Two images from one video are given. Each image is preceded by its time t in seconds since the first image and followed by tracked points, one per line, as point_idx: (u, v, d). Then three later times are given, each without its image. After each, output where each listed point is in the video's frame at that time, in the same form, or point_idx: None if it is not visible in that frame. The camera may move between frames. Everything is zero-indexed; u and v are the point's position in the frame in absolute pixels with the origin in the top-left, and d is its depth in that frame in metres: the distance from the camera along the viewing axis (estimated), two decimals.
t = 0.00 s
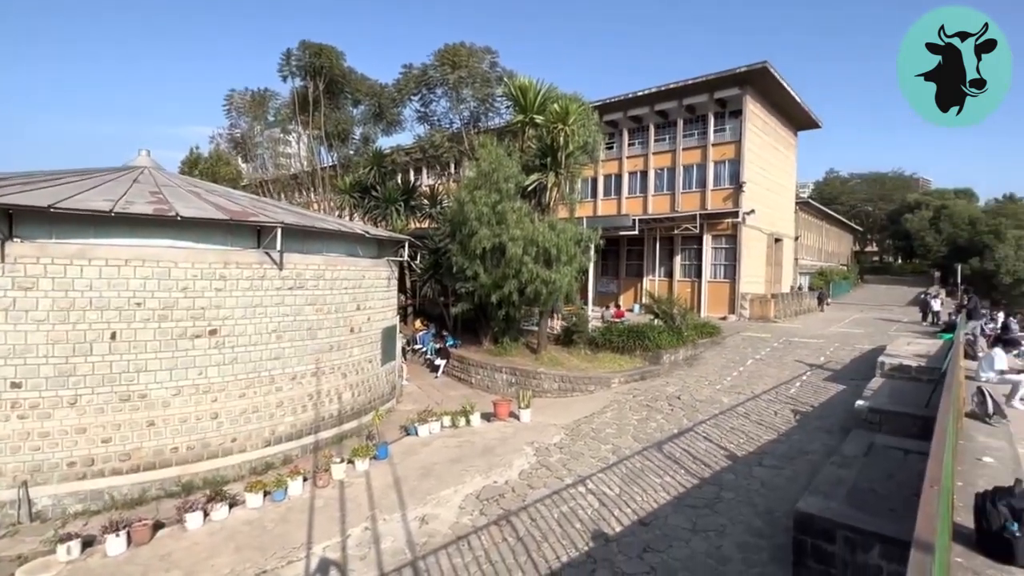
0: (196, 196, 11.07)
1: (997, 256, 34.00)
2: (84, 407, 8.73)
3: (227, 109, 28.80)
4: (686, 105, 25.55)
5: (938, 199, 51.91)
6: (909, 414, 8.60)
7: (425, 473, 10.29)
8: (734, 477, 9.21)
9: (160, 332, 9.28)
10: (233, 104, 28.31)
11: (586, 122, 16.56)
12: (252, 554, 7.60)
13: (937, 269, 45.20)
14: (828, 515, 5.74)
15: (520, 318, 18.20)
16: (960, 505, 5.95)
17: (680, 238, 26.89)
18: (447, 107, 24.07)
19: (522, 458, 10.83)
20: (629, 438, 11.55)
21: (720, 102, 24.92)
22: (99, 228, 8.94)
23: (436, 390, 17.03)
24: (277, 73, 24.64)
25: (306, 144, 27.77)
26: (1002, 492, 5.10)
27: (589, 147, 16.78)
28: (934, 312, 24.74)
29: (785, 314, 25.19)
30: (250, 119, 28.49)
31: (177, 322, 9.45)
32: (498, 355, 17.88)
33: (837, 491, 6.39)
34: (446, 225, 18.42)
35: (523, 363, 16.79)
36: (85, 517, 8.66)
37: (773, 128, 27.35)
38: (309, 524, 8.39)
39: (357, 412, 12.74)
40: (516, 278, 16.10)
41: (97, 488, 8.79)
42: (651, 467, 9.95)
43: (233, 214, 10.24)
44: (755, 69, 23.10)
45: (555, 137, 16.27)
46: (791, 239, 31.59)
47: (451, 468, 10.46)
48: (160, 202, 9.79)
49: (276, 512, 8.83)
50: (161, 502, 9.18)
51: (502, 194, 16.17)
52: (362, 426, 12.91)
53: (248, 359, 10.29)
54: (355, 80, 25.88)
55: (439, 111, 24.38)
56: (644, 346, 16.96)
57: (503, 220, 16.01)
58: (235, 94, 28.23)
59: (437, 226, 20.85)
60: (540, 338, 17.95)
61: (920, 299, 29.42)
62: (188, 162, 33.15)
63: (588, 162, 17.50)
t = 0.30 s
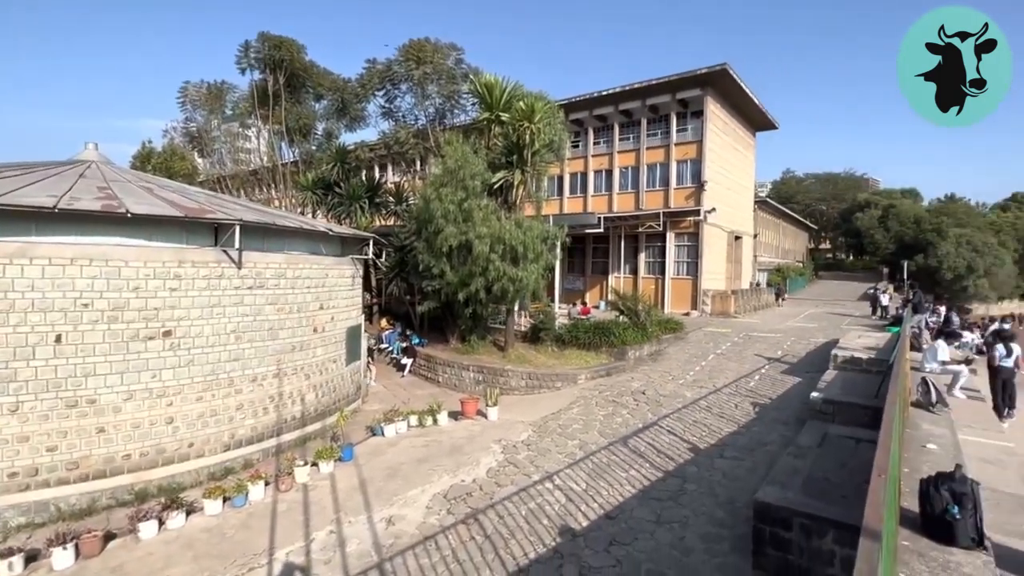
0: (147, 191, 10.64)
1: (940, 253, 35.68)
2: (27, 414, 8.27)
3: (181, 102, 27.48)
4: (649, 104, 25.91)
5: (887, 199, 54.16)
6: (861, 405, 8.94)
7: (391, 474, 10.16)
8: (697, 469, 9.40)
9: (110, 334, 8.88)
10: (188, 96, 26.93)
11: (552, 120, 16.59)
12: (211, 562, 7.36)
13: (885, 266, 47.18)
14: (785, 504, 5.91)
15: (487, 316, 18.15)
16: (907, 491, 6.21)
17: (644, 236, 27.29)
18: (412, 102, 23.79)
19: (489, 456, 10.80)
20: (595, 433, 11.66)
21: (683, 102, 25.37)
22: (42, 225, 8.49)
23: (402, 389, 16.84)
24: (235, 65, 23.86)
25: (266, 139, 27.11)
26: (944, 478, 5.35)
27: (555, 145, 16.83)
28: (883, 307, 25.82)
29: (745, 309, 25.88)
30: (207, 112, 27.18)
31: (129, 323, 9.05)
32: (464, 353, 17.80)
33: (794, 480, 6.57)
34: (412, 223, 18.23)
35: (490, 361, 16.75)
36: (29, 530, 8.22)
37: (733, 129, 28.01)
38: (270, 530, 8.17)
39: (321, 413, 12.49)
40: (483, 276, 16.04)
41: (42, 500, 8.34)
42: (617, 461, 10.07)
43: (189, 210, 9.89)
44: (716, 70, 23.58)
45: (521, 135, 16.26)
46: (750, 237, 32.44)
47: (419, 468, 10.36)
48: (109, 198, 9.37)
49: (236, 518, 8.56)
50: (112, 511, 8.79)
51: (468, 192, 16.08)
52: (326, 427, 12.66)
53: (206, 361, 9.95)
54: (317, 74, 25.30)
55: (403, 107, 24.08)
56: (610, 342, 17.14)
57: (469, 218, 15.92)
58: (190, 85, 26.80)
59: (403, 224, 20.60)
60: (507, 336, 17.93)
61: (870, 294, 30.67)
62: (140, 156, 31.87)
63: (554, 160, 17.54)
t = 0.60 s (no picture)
0: (85, 187, 10.06)
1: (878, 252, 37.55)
2: None
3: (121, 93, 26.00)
4: (607, 105, 26.25)
5: (829, 199, 56.61)
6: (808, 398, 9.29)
7: (349, 477, 9.94)
8: (654, 463, 9.56)
9: (43, 339, 8.33)
10: (127, 87, 25.47)
11: (511, 119, 16.55)
12: None
13: (828, 263, 49.36)
14: (738, 494, 6.07)
15: (446, 316, 18.00)
16: (849, 477, 6.49)
17: (602, 235, 27.63)
18: (369, 98, 23.33)
19: (450, 457, 10.70)
20: (556, 430, 11.72)
21: (638, 104, 25.82)
22: None
23: (361, 390, 16.52)
24: (180, 56, 22.83)
25: (215, 134, 26.11)
26: (882, 464, 5.59)
27: (514, 144, 16.82)
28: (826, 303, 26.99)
29: (699, 306, 26.58)
30: (149, 105, 25.83)
31: (64, 327, 8.52)
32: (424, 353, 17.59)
33: (746, 470, 6.77)
34: (369, 221, 17.89)
35: (450, 361, 16.60)
36: None
37: (687, 130, 28.70)
38: (221, 540, 7.85)
39: (275, 417, 12.11)
40: (443, 275, 15.89)
41: None
42: (577, 458, 10.14)
43: (131, 207, 9.40)
44: (671, 73, 24.08)
45: (480, 134, 16.16)
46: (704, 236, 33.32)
47: (378, 470, 10.17)
48: (41, 194, 8.80)
49: (184, 529, 8.18)
50: (47, 527, 8.26)
51: (427, 190, 15.88)
52: (281, 431, 12.28)
53: (150, 366, 9.48)
54: (268, 67, 24.49)
55: (360, 103, 23.61)
56: (569, 340, 17.24)
57: (428, 216, 15.73)
58: (130, 76, 25.39)
59: (360, 222, 20.20)
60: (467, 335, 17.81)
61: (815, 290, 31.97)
62: (76, 149, 30.14)
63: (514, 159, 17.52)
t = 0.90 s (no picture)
0: (17, 183, 9.46)
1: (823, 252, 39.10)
2: None
3: (58, 83, 24.48)
4: (567, 106, 26.46)
5: (779, 201, 58.66)
6: (761, 392, 9.60)
7: (308, 482, 9.68)
8: (615, 459, 9.67)
9: None
10: (65, 76, 24.02)
11: (472, 118, 16.44)
12: None
13: (778, 263, 51.17)
14: (695, 487, 6.20)
15: (407, 316, 17.77)
16: (799, 468, 6.72)
17: (563, 235, 27.81)
18: (326, 94, 22.80)
19: (412, 459, 10.55)
20: (518, 429, 11.72)
21: (598, 105, 26.14)
22: None
23: (319, 393, 16.12)
24: (124, 46, 21.75)
25: (162, 128, 25.06)
26: (829, 453, 5.78)
27: (476, 144, 16.72)
28: (776, 300, 27.96)
29: (657, 305, 27.11)
30: (90, 95, 24.44)
31: None
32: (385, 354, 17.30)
33: (703, 464, 6.91)
34: (327, 220, 17.50)
35: (412, 362, 16.38)
36: None
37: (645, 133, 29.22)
38: (171, 552, 7.51)
39: (228, 423, 11.69)
40: (403, 275, 15.67)
41: None
42: (539, 456, 10.16)
43: (70, 204, 8.89)
44: (629, 77, 24.48)
45: (441, 132, 16.02)
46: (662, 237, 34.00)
47: (337, 475, 9.94)
48: None
49: (130, 543, 7.78)
50: None
51: (387, 188, 15.62)
52: (234, 438, 11.85)
53: (91, 372, 8.97)
54: (220, 60, 23.63)
55: (316, 100, 23.06)
56: (531, 340, 17.26)
57: (389, 215, 15.48)
58: (68, 65, 23.92)
59: (317, 221, 19.73)
60: (429, 336, 17.62)
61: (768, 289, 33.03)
62: (9, 142, 28.36)
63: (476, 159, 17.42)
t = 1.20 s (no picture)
0: None
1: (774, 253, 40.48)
2: None
3: None
4: (528, 107, 26.52)
5: (732, 203, 60.43)
6: (714, 388, 9.85)
7: (262, 489, 9.35)
8: (575, 457, 9.73)
9: None
10: None
11: (432, 117, 16.25)
12: None
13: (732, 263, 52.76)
14: (653, 482, 6.28)
15: (366, 316, 17.46)
16: (751, 461, 6.91)
17: (524, 235, 27.87)
18: (281, 89, 22.17)
19: (371, 462, 10.34)
20: (479, 429, 11.65)
21: (558, 107, 26.31)
22: None
23: (274, 397, 15.64)
24: (60, 32, 20.49)
25: (103, 120, 23.83)
26: (778, 444, 5.94)
27: (436, 143, 16.53)
28: (729, 299, 28.80)
29: (616, 305, 27.52)
30: (22, 84, 22.99)
31: None
32: (343, 356, 16.92)
33: (660, 459, 7.01)
34: (282, 219, 17.00)
35: (371, 363, 16.10)
36: None
37: (605, 135, 29.59)
38: (113, 568, 7.11)
39: (176, 429, 11.19)
40: (362, 274, 15.37)
41: None
42: (500, 456, 10.12)
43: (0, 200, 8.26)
44: (588, 79, 24.72)
45: (401, 131, 15.78)
46: (621, 237, 34.51)
47: (293, 480, 9.64)
48: None
49: (67, 559, 7.33)
50: None
51: (345, 187, 15.28)
52: (183, 445, 11.35)
53: (24, 379, 8.38)
54: (166, 51, 22.64)
55: (270, 94, 22.38)
56: (492, 340, 17.20)
57: (346, 214, 15.15)
58: None
59: (272, 219, 19.15)
60: (388, 337, 17.34)
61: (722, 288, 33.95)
62: None
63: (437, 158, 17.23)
